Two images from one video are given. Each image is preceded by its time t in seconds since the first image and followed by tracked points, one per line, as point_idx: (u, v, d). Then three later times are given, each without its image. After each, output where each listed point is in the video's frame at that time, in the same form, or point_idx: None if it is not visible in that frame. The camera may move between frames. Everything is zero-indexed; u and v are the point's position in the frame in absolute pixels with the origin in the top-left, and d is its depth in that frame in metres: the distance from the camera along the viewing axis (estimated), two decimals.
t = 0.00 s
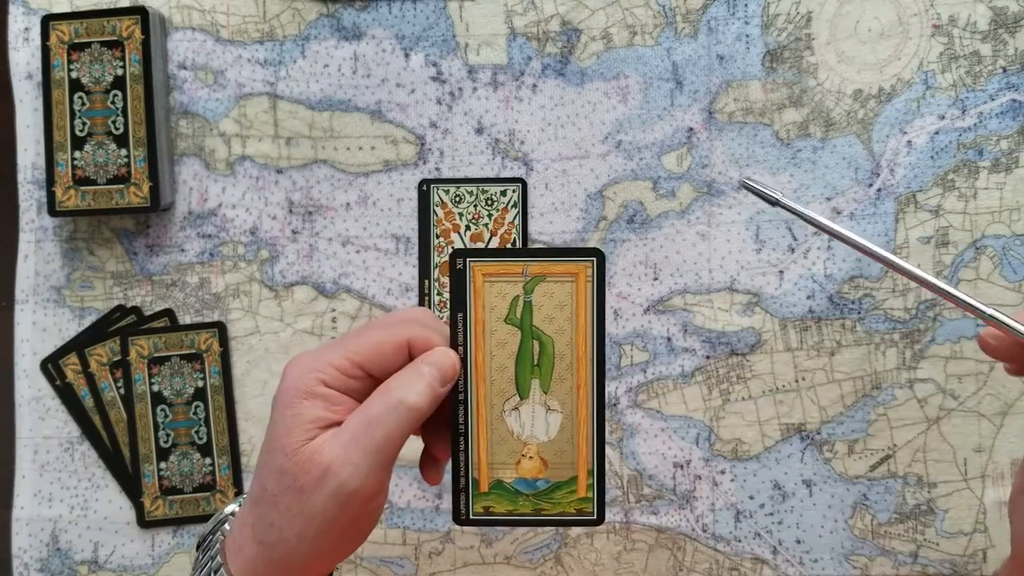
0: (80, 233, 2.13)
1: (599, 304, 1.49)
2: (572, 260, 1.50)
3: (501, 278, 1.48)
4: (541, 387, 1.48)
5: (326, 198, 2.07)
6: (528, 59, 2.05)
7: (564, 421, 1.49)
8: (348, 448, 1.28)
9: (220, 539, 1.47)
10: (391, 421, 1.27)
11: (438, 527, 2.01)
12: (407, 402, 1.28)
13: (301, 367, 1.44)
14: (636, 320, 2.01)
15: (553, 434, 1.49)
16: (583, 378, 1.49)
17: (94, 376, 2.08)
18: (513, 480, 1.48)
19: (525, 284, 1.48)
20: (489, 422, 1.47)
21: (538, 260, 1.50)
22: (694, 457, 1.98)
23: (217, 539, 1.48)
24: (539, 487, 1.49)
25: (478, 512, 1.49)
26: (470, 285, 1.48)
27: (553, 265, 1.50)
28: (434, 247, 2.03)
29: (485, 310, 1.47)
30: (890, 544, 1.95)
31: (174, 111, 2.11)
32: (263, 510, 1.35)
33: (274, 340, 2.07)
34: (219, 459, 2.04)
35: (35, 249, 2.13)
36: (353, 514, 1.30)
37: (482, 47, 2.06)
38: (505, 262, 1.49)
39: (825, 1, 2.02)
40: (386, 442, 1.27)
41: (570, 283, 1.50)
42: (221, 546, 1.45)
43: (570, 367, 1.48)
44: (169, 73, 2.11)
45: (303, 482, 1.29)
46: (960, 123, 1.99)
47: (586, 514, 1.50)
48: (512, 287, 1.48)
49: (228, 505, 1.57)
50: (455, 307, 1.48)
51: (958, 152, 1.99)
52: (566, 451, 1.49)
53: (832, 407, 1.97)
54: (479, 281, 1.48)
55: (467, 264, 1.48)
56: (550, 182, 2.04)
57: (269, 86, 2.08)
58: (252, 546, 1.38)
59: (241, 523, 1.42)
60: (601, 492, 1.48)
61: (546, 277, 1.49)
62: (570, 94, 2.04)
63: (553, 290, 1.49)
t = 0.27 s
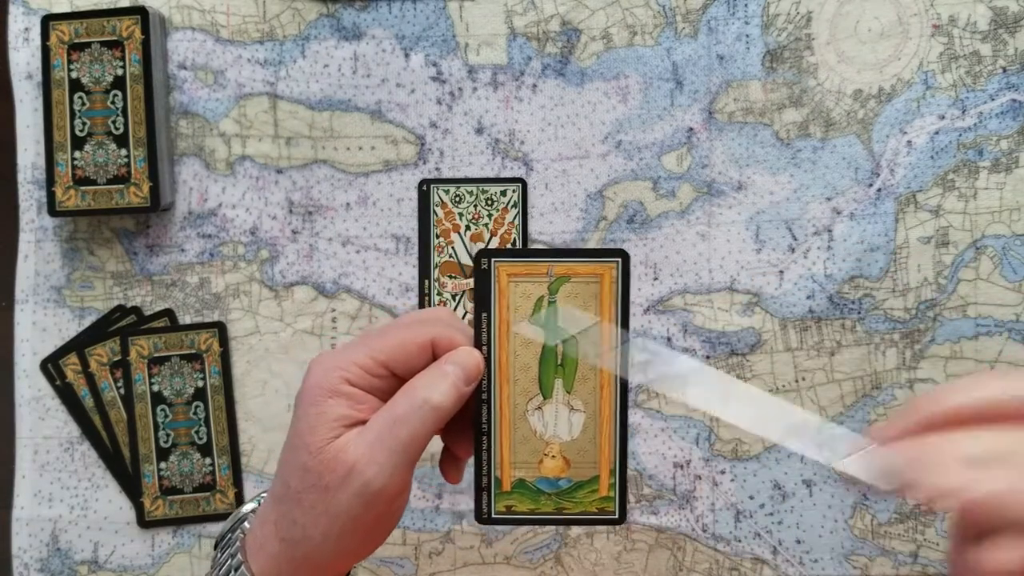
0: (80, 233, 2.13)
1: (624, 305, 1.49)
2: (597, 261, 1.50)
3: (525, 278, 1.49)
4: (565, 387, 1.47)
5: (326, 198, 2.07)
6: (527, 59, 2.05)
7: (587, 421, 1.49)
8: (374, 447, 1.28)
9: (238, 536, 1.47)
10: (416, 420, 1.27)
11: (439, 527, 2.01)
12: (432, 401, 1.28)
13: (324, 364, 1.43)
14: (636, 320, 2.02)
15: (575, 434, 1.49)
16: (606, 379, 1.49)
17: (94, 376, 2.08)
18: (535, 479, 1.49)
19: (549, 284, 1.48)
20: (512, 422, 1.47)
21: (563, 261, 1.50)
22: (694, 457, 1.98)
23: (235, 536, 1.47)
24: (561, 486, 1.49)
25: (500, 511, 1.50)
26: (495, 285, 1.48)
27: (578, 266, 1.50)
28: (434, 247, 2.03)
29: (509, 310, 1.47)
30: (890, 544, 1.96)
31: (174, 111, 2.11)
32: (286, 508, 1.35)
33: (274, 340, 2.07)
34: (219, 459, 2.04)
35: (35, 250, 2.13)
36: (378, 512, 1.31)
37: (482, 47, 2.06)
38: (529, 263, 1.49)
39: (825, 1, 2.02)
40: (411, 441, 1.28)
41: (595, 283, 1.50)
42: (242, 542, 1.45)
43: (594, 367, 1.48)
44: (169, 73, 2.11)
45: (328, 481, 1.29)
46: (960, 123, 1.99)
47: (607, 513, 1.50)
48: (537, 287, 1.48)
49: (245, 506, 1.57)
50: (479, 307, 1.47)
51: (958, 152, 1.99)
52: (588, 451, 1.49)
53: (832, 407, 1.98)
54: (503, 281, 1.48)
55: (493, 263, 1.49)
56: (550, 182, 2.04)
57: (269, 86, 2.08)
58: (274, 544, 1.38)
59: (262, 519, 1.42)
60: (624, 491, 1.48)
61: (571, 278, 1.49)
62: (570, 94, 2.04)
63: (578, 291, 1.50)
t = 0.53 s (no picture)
0: (81, 234, 2.14)
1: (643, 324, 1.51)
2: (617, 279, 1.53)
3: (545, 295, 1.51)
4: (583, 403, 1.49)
5: (327, 198, 2.07)
6: (528, 59, 2.06)
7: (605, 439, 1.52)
8: (395, 467, 1.34)
9: (253, 550, 1.61)
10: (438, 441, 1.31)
11: (438, 527, 2.01)
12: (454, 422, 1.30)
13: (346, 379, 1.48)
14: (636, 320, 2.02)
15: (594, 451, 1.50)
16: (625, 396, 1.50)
17: (94, 376, 2.09)
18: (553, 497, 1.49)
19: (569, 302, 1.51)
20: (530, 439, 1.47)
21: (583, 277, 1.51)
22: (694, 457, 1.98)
23: (251, 550, 1.61)
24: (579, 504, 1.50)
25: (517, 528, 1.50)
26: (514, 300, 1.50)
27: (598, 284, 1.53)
28: (434, 247, 2.05)
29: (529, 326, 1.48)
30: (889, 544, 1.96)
31: (174, 112, 2.11)
32: (306, 523, 1.44)
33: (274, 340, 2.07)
34: (219, 459, 2.05)
35: (36, 250, 2.14)
36: (396, 527, 1.39)
37: (482, 47, 2.06)
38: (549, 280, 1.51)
39: (824, 1, 2.03)
40: (432, 462, 1.33)
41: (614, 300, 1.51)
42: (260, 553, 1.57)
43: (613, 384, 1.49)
44: (170, 73, 2.11)
45: (349, 498, 1.37)
46: (960, 123, 1.99)
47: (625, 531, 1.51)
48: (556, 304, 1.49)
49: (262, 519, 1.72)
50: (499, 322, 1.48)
51: (958, 152, 1.99)
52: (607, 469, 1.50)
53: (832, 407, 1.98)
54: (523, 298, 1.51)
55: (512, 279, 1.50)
56: (550, 182, 2.05)
57: (269, 87, 2.09)
58: (296, 553, 1.49)
59: (284, 529, 1.53)
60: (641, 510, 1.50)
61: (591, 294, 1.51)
62: (570, 94, 2.04)
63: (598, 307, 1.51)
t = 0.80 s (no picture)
0: (81, 234, 2.14)
1: (622, 315, 1.48)
2: (595, 270, 1.50)
3: (522, 287, 1.48)
4: (563, 398, 1.47)
5: (326, 198, 2.07)
6: (528, 59, 2.06)
7: (585, 434, 1.49)
8: (369, 460, 1.27)
9: (232, 546, 1.51)
10: (411, 434, 1.27)
11: (438, 527, 2.01)
12: (428, 414, 1.27)
13: (318, 374, 1.44)
14: (636, 320, 2.02)
15: (574, 446, 1.49)
16: (604, 390, 1.49)
17: (94, 376, 2.08)
18: (533, 492, 1.47)
19: (546, 293, 1.48)
20: (509, 433, 1.46)
21: (561, 270, 1.50)
22: (694, 457, 1.99)
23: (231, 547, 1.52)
24: (560, 500, 1.48)
25: (497, 524, 1.49)
26: (491, 294, 1.48)
27: (576, 275, 1.50)
28: (434, 247, 2.03)
29: (506, 319, 1.47)
30: (889, 544, 1.96)
31: (174, 111, 2.11)
32: (280, 521, 1.35)
33: (274, 340, 2.07)
34: (219, 459, 2.05)
35: (36, 250, 2.14)
36: (371, 525, 1.30)
37: (482, 47, 2.06)
38: (526, 271, 1.48)
39: (824, 1, 2.03)
40: (407, 454, 1.27)
41: (592, 293, 1.49)
42: (236, 552, 1.47)
43: (592, 378, 1.48)
44: (170, 73, 2.11)
45: (321, 494, 1.28)
46: (960, 123, 1.99)
47: (607, 527, 1.49)
48: (533, 296, 1.48)
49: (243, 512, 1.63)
50: (475, 316, 1.47)
51: (958, 152, 1.99)
52: (587, 464, 1.48)
53: (832, 407, 1.97)
54: (500, 290, 1.48)
55: (489, 272, 1.48)
56: (550, 182, 2.05)
57: (269, 87, 2.09)
58: (268, 557, 1.38)
59: (257, 532, 1.43)
60: (623, 505, 1.47)
61: (568, 287, 1.49)
62: (570, 94, 2.04)
63: (575, 300, 1.49)
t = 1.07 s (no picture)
0: (81, 234, 2.14)
1: (611, 301, 1.50)
2: (584, 256, 1.51)
3: (513, 275, 1.50)
4: (553, 382, 1.49)
5: (326, 198, 2.07)
6: (527, 59, 2.06)
7: (576, 418, 1.50)
8: (362, 444, 1.28)
9: (230, 534, 1.49)
10: (403, 418, 1.27)
11: (438, 526, 2.01)
12: (420, 398, 1.28)
13: (314, 361, 1.46)
14: (636, 320, 2.02)
15: (565, 430, 1.50)
16: (594, 374, 1.50)
17: (94, 376, 2.08)
18: (525, 476, 1.49)
19: (536, 280, 1.50)
20: (501, 418, 1.48)
21: (551, 257, 1.51)
22: (694, 457, 1.99)
23: (227, 534, 1.50)
24: (552, 483, 1.50)
25: (490, 508, 1.50)
26: (482, 281, 1.50)
27: (565, 261, 1.51)
28: (434, 247, 2.03)
29: (496, 306, 1.48)
30: (889, 544, 1.96)
31: (174, 111, 2.11)
32: (275, 506, 1.35)
33: (274, 340, 2.07)
34: (219, 459, 2.05)
35: (36, 250, 2.14)
36: (366, 509, 1.30)
37: (482, 48, 2.06)
38: (516, 259, 1.50)
39: (824, 1, 2.03)
40: (400, 437, 1.27)
41: (582, 279, 1.51)
42: (231, 541, 1.47)
43: (582, 363, 1.49)
44: (169, 73, 2.11)
45: (316, 478, 1.29)
46: (960, 123, 1.99)
47: (598, 509, 1.51)
48: (524, 283, 1.50)
49: (239, 502, 1.60)
50: (467, 303, 1.49)
51: (958, 152, 1.99)
52: (578, 447, 1.50)
53: (832, 407, 1.97)
54: (490, 277, 1.50)
55: (480, 260, 1.50)
56: (550, 182, 2.05)
57: (269, 86, 2.09)
58: (263, 543, 1.38)
59: (253, 519, 1.43)
60: (613, 487, 1.50)
61: (558, 274, 1.51)
62: (570, 94, 2.04)
63: (565, 286, 1.51)
